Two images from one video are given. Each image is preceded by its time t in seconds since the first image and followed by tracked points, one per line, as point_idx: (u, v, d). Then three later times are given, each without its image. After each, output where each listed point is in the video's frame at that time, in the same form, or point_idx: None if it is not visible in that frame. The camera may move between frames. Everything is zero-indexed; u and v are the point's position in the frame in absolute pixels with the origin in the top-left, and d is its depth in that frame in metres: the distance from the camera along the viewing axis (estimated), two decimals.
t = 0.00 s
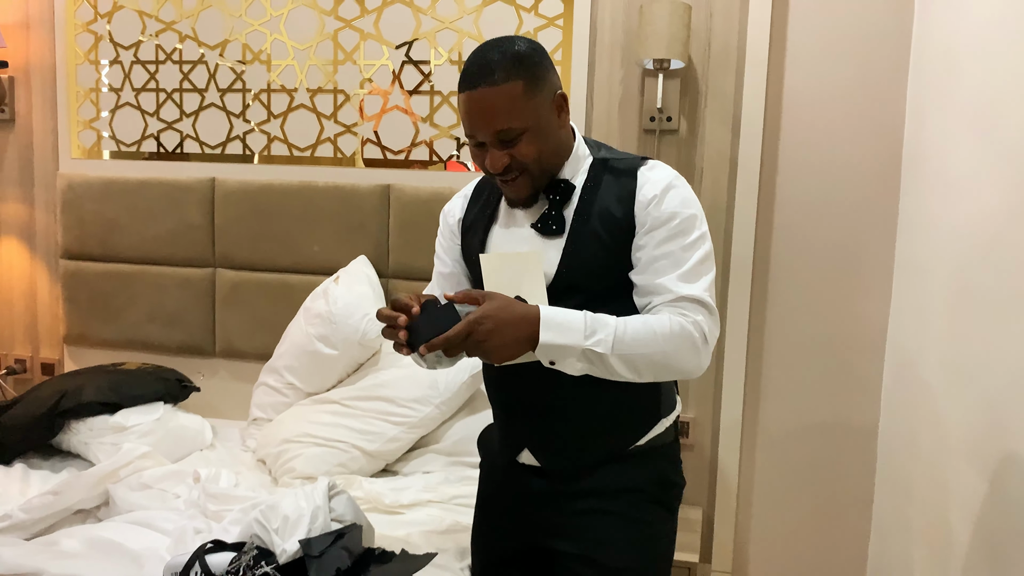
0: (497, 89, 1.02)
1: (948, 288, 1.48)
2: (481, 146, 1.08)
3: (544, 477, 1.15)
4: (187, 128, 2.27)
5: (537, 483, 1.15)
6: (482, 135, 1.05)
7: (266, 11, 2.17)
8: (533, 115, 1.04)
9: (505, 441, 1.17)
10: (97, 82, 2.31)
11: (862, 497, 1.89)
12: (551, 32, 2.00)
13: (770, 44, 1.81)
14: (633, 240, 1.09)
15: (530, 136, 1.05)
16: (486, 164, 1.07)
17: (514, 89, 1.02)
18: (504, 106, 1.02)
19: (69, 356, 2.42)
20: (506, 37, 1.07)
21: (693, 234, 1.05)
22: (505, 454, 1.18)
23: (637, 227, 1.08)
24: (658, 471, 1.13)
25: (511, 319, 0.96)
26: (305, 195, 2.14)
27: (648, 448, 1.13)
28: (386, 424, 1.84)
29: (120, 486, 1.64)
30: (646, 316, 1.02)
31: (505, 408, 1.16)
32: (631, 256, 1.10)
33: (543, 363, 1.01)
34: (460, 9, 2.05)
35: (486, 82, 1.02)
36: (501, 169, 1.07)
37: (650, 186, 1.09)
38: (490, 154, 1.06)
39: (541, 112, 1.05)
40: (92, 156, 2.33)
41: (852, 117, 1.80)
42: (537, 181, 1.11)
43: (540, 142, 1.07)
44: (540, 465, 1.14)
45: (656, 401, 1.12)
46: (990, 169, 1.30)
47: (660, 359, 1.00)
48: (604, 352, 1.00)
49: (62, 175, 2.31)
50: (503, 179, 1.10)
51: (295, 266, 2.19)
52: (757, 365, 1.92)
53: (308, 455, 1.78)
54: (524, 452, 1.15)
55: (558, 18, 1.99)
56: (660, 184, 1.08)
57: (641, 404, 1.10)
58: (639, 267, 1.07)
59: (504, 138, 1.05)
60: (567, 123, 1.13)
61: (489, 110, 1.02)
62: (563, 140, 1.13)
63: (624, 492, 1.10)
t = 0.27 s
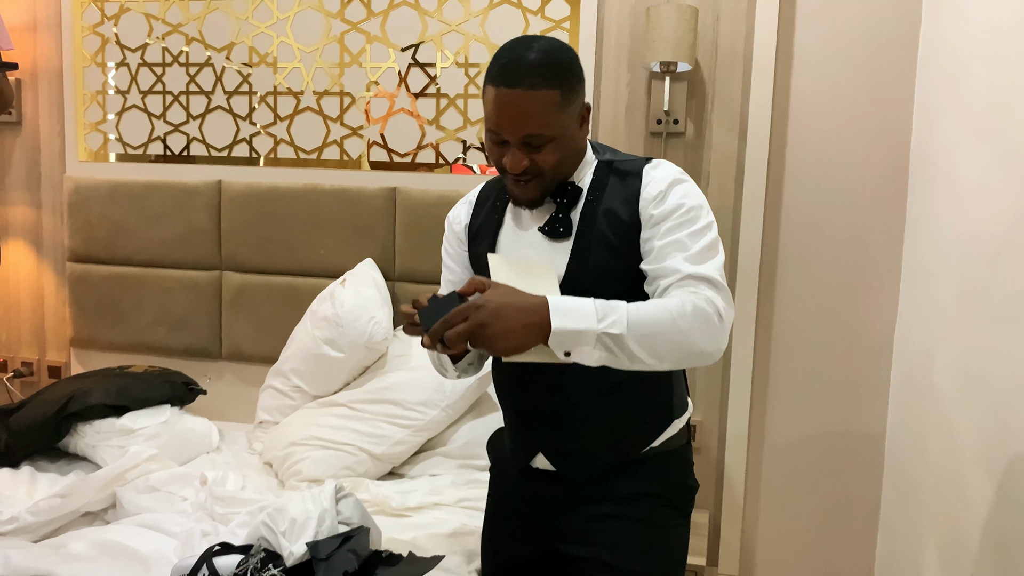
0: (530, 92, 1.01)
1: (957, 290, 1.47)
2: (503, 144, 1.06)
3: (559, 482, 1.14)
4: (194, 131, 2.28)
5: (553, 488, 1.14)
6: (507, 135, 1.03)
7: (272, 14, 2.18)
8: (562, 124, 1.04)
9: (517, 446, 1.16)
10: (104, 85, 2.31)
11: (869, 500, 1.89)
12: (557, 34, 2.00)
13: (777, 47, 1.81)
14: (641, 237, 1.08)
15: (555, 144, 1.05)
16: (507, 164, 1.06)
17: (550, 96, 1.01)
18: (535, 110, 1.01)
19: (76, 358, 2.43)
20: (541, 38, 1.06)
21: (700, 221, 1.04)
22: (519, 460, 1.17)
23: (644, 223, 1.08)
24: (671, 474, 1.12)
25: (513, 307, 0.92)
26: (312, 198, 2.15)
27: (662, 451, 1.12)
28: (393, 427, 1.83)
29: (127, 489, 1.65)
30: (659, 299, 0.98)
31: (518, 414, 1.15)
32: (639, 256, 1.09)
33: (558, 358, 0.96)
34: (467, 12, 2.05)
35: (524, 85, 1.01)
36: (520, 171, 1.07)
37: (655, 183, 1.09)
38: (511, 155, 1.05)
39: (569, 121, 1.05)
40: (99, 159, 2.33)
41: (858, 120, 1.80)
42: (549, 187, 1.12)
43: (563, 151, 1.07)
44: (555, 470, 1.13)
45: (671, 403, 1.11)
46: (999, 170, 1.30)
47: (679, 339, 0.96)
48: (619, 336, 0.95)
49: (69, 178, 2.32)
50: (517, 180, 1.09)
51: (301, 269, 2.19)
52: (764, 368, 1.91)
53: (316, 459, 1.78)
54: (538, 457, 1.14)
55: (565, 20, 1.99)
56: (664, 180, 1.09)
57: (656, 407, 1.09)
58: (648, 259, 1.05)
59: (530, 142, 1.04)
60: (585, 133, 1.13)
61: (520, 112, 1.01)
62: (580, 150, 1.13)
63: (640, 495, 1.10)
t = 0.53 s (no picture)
0: (592, 63, 1.02)
1: (961, 286, 1.47)
2: (542, 103, 1.05)
3: (570, 474, 1.11)
4: (196, 125, 2.27)
5: (563, 483, 1.11)
6: (555, 94, 1.03)
7: (274, 7, 2.17)
8: (604, 105, 1.05)
9: (523, 440, 1.13)
10: (106, 79, 2.31)
11: (872, 496, 1.89)
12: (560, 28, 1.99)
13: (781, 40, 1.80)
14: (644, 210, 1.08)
15: (592, 121, 1.06)
16: (541, 122, 1.05)
17: (604, 73, 1.03)
18: (591, 81, 1.02)
19: (78, 353, 2.43)
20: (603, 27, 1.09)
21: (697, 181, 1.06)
22: (525, 455, 1.13)
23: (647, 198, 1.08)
24: (679, 465, 1.12)
25: (512, 193, 0.89)
26: (314, 192, 2.14)
27: (671, 440, 1.12)
28: (395, 421, 1.83)
29: (129, 483, 1.65)
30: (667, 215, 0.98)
31: (525, 405, 1.12)
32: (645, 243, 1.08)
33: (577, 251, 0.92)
34: (469, 6, 2.04)
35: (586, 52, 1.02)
36: (550, 133, 1.05)
37: (652, 164, 1.11)
38: (549, 113, 1.04)
39: (609, 106, 1.07)
40: (101, 153, 2.33)
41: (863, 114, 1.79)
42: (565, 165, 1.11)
43: (595, 133, 1.07)
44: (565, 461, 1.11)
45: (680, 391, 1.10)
46: (1003, 165, 1.29)
47: (693, 243, 0.95)
48: (637, 232, 0.93)
49: (71, 172, 2.31)
50: (541, 142, 1.07)
51: (304, 263, 2.19)
52: (768, 364, 1.91)
53: (319, 454, 1.78)
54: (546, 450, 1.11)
55: (568, 14, 1.98)
56: (660, 160, 1.12)
57: (667, 395, 1.08)
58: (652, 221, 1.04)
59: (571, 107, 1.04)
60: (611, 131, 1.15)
61: (578, 75, 1.02)
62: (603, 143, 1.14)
63: (651, 487, 1.09)
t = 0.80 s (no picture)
0: (604, 87, 1.03)
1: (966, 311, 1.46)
2: (553, 124, 1.05)
3: (573, 502, 1.10)
4: (200, 150, 2.29)
5: (565, 510, 1.10)
6: (568, 115, 1.03)
7: (279, 33, 2.19)
8: (613, 130, 1.06)
9: (524, 466, 1.11)
10: (111, 104, 2.33)
11: (878, 521, 1.87)
12: (562, 53, 2.01)
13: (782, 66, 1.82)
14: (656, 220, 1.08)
15: (600, 146, 1.06)
16: (551, 143, 1.05)
17: (616, 98, 1.04)
18: (603, 104, 1.03)
19: (80, 377, 2.42)
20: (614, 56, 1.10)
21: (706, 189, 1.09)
22: (525, 481, 1.12)
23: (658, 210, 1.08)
24: (683, 492, 1.11)
25: (539, 180, 0.89)
26: (318, 216, 2.15)
27: (673, 467, 1.11)
28: (397, 446, 1.82)
29: (131, 511, 1.63)
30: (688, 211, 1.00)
31: (528, 432, 1.10)
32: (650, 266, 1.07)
33: (608, 232, 0.92)
34: (472, 32, 2.06)
35: (599, 77, 1.03)
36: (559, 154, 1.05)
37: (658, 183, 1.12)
38: (560, 134, 1.04)
39: (618, 132, 1.07)
40: (106, 177, 2.34)
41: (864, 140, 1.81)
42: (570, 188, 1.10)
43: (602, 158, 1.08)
44: (567, 488, 1.09)
45: (678, 417, 1.10)
46: (1006, 191, 1.30)
47: (717, 230, 0.96)
48: (666, 217, 0.94)
49: (76, 197, 2.32)
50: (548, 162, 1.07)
51: (307, 287, 2.19)
52: (773, 387, 1.90)
53: (321, 480, 1.77)
54: (547, 476, 1.10)
55: (570, 40, 2.00)
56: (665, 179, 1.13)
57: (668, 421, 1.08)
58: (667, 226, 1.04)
59: (582, 129, 1.04)
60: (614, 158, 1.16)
61: (590, 98, 1.02)
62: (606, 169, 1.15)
63: (654, 516, 1.08)
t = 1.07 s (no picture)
0: (589, 104, 1.04)
1: (950, 326, 1.47)
2: (539, 140, 1.06)
3: (556, 519, 1.10)
4: (187, 165, 2.29)
5: (548, 527, 1.09)
6: (553, 131, 1.04)
7: (266, 49, 2.20)
8: (599, 146, 1.06)
9: (507, 483, 1.11)
10: (99, 119, 2.33)
11: (866, 535, 1.87)
12: (548, 70, 2.02)
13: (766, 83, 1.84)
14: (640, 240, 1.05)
15: (586, 162, 1.06)
16: (536, 159, 1.05)
17: (600, 115, 1.05)
18: (588, 121, 1.04)
19: (65, 394, 2.40)
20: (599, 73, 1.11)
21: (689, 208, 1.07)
22: (509, 497, 1.11)
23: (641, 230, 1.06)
24: (668, 509, 1.10)
25: (526, 202, 0.86)
26: (305, 231, 2.15)
27: (658, 484, 1.10)
28: (383, 462, 1.81)
29: (113, 529, 1.61)
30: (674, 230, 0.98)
31: (512, 449, 1.10)
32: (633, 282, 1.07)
33: (593, 256, 0.89)
34: (460, 48, 2.07)
35: (584, 93, 1.04)
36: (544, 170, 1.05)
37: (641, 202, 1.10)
38: (545, 150, 1.05)
39: (603, 148, 1.08)
40: (93, 193, 2.34)
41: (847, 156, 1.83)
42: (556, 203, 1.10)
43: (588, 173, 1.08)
44: (550, 505, 1.09)
45: (664, 434, 1.09)
46: (988, 208, 1.31)
47: (703, 251, 0.94)
48: (651, 239, 0.92)
49: (62, 212, 2.31)
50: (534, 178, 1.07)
51: (294, 302, 2.18)
52: (759, 402, 1.90)
53: (306, 496, 1.76)
54: (531, 492, 1.10)
55: (557, 57, 2.01)
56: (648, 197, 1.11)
57: (653, 438, 1.07)
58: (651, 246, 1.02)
59: (568, 144, 1.04)
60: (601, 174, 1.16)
61: (575, 114, 1.03)
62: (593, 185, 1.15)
63: (639, 534, 1.07)
